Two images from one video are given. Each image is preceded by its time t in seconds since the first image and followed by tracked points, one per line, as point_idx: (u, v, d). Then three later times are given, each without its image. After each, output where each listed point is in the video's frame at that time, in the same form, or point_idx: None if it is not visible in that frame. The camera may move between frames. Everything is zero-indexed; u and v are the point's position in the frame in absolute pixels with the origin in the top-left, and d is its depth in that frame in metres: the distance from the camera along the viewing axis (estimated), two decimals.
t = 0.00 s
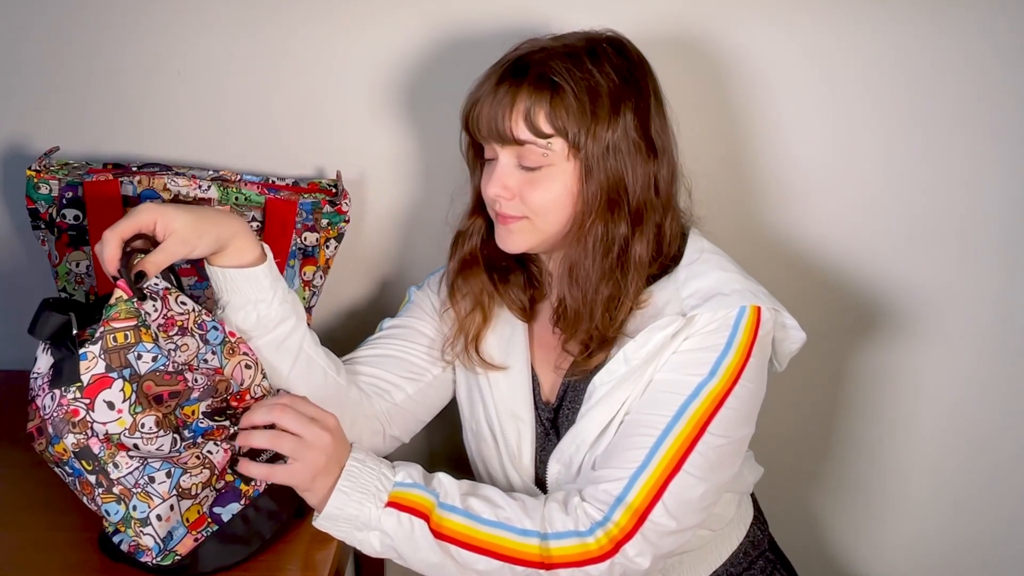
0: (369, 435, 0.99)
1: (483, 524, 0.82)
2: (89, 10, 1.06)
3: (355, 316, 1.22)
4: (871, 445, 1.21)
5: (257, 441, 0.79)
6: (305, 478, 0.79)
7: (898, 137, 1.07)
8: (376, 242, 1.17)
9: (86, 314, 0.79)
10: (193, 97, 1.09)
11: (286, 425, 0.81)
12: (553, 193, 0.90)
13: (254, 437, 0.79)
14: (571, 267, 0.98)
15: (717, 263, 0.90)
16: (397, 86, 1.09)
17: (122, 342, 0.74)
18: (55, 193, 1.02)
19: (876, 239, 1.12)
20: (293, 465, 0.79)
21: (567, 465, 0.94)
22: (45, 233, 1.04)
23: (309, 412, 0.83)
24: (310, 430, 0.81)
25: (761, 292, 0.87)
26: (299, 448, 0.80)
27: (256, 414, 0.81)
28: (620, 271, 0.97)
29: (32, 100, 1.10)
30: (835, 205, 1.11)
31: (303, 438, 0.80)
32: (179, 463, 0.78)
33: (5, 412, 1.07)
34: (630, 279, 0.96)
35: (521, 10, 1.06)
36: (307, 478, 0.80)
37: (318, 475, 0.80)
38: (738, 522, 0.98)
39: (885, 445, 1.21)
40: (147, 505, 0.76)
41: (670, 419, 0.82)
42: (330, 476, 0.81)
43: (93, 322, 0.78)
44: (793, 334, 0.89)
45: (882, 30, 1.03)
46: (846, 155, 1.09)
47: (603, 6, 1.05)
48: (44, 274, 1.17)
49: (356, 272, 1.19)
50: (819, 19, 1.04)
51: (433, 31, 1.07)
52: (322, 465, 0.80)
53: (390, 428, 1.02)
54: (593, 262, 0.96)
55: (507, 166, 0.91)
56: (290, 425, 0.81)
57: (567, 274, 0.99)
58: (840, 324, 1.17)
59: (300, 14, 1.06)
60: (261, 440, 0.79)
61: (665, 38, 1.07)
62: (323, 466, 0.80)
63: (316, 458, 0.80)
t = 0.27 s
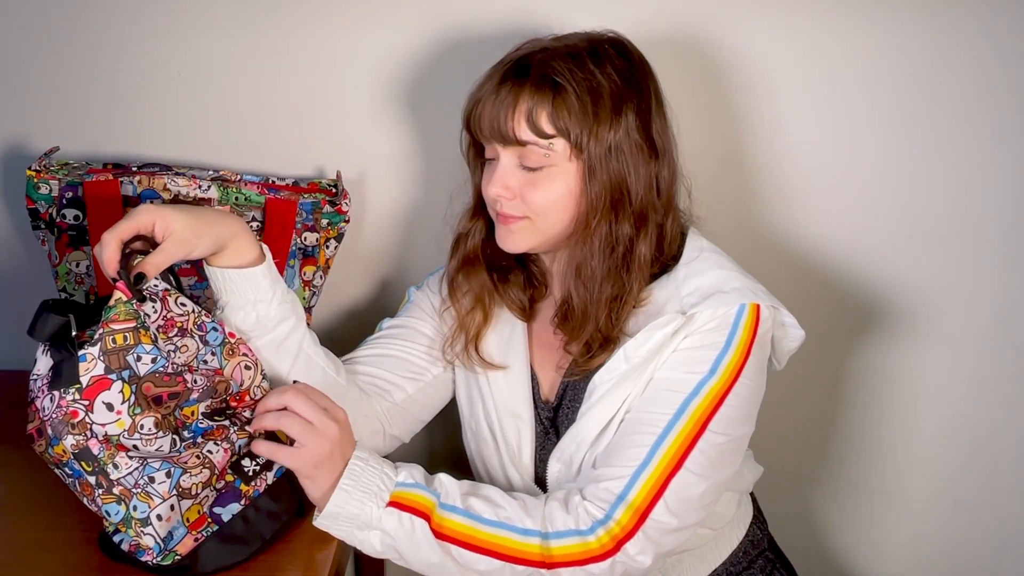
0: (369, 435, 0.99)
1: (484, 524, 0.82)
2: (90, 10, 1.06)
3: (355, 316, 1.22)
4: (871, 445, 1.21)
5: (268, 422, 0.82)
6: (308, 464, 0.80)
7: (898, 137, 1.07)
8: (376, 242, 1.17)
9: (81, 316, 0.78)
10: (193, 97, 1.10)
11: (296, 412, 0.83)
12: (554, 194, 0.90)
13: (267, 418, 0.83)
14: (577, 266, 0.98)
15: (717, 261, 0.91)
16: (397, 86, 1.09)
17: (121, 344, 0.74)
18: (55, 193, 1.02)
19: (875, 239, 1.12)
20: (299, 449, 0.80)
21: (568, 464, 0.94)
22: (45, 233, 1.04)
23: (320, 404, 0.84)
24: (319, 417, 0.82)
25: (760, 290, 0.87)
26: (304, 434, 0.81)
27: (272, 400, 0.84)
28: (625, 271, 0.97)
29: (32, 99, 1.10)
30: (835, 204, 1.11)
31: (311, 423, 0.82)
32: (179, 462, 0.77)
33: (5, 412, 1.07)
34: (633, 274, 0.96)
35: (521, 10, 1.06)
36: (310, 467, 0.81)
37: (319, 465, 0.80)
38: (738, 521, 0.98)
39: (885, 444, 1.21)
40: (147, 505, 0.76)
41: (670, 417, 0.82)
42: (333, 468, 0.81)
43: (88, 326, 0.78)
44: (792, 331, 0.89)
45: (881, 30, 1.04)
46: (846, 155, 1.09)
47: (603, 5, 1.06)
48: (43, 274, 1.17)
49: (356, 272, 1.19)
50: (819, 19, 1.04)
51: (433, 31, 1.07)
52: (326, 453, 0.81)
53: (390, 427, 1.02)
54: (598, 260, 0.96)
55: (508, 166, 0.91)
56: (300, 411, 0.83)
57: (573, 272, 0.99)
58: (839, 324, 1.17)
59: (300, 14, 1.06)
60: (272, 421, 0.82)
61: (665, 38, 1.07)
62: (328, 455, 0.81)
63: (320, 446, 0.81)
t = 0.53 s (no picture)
0: (369, 436, 0.98)
1: (484, 523, 0.82)
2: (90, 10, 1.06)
3: (355, 316, 1.22)
4: (871, 444, 1.21)
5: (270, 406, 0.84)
6: (305, 453, 0.81)
7: (898, 137, 1.07)
8: (376, 242, 1.17)
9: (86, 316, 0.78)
10: (193, 97, 1.10)
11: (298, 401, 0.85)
12: (557, 196, 0.90)
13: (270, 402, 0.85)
14: (579, 267, 0.97)
15: (717, 261, 0.90)
16: (397, 85, 1.09)
17: (125, 345, 0.75)
18: (55, 193, 1.02)
19: (875, 239, 1.12)
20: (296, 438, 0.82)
21: (568, 464, 0.94)
22: (45, 233, 1.04)
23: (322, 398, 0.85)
24: (318, 409, 0.84)
25: (761, 289, 0.87)
26: (303, 423, 0.83)
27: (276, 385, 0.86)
28: (628, 272, 0.97)
29: (32, 99, 1.09)
30: (834, 204, 1.11)
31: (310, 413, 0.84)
32: (180, 462, 0.78)
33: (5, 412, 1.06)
34: (636, 274, 0.96)
35: (521, 10, 1.06)
36: (306, 460, 0.82)
37: (315, 455, 0.82)
38: (738, 521, 0.98)
39: (885, 444, 1.21)
40: (148, 505, 0.76)
41: (671, 417, 0.82)
42: (329, 460, 0.82)
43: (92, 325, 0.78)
44: (793, 331, 0.89)
45: (881, 29, 1.04)
46: (846, 155, 1.09)
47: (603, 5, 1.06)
48: (43, 274, 1.17)
49: (356, 272, 1.19)
50: (819, 19, 1.04)
51: (433, 31, 1.07)
52: (324, 445, 0.82)
53: (390, 428, 1.01)
54: (604, 261, 0.96)
55: (511, 167, 0.91)
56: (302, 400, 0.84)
57: (577, 274, 0.98)
58: (839, 324, 1.17)
59: (300, 14, 1.06)
60: (274, 405, 0.84)
61: (665, 38, 1.07)
62: (324, 446, 0.82)
63: (316, 437, 0.82)
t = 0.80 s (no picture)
0: (369, 436, 0.99)
1: (482, 522, 0.82)
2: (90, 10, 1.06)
3: (355, 316, 1.22)
4: (871, 445, 1.21)
5: (252, 407, 0.83)
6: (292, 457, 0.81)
7: (898, 137, 1.07)
8: (376, 242, 1.17)
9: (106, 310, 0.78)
10: (193, 97, 1.10)
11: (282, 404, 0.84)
12: (560, 197, 0.90)
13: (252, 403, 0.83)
14: (581, 268, 0.97)
15: (717, 262, 0.90)
16: (397, 85, 1.09)
17: (141, 347, 0.75)
18: (55, 193, 1.02)
19: (874, 239, 1.12)
20: (284, 442, 0.82)
21: (567, 464, 0.94)
22: (45, 233, 1.04)
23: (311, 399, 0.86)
24: (301, 411, 0.84)
25: (761, 290, 0.87)
26: (290, 426, 0.82)
27: (258, 386, 0.85)
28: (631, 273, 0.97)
29: (32, 99, 1.10)
30: (834, 204, 1.11)
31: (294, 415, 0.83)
32: (183, 463, 0.78)
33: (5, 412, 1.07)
34: (637, 275, 0.96)
35: (521, 10, 1.06)
36: (293, 463, 0.81)
37: (302, 458, 0.81)
38: (738, 521, 0.98)
39: (885, 444, 1.21)
40: (152, 504, 0.77)
41: (670, 416, 0.82)
42: (317, 464, 0.82)
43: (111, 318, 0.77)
44: (793, 332, 0.89)
45: (880, 29, 1.04)
46: (845, 155, 1.09)
47: (602, 5, 1.06)
48: (43, 274, 1.17)
49: (356, 273, 1.19)
50: (819, 19, 1.04)
51: (433, 31, 1.07)
52: (311, 447, 0.82)
53: (391, 429, 1.02)
54: (607, 263, 0.96)
55: (513, 169, 0.90)
56: (287, 404, 0.84)
57: (580, 275, 0.98)
58: (839, 324, 1.17)
59: (300, 14, 1.06)
60: (256, 407, 0.83)
61: (665, 38, 1.07)
62: (310, 449, 0.82)
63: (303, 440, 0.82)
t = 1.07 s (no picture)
0: (369, 437, 1.00)
1: (481, 521, 0.82)
2: (90, 10, 1.06)
3: (355, 316, 1.22)
4: (872, 445, 1.21)
5: (238, 418, 0.80)
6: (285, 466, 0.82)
7: (897, 137, 1.07)
8: (376, 242, 1.17)
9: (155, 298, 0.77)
10: (193, 97, 1.10)
11: (266, 414, 0.83)
12: (562, 198, 0.90)
13: (236, 413, 0.80)
14: (583, 270, 0.97)
15: (717, 262, 0.90)
16: (396, 85, 1.09)
17: (179, 349, 0.74)
18: (55, 193, 1.02)
19: (874, 238, 1.12)
20: (276, 452, 0.81)
21: (567, 464, 0.94)
22: (45, 233, 1.04)
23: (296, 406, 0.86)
24: (291, 422, 0.83)
25: (761, 291, 0.87)
26: (279, 437, 0.82)
27: (238, 393, 0.82)
28: (632, 274, 0.97)
29: (31, 100, 1.10)
30: (834, 203, 1.11)
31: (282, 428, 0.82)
32: (190, 463, 0.78)
33: (4, 412, 1.07)
34: (639, 275, 0.96)
35: (520, 11, 1.06)
36: (286, 471, 0.82)
37: (294, 467, 0.82)
38: (738, 522, 0.98)
39: (886, 444, 1.21)
40: (157, 502, 0.76)
41: (670, 416, 0.82)
42: (309, 472, 0.83)
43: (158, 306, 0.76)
44: (793, 333, 0.89)
45: (878, 29, 1.04)
46: (844, 154, 1.09)
47: (601, 5, 1.06)
48: (43, 275, 1.17)
49: (356, 273, 1.19)
50: (818, 19, 1.04)
51: (432, 31, 1.07)
52: (302, 456, 0.82)
53: (392, 429, 1.02)
54: (609, 263, 0.96)
55: (515, 170, 0.90)
56: (272, 413, 0.83)
57: (582, 276, 0.98)
58: (839, 324, 1.17)
59: (300, 14, 1.06)
60: (243, 417, 0.80)
61: (665, 38, 1.07)
62: (302, 457, 0.82)
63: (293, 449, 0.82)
